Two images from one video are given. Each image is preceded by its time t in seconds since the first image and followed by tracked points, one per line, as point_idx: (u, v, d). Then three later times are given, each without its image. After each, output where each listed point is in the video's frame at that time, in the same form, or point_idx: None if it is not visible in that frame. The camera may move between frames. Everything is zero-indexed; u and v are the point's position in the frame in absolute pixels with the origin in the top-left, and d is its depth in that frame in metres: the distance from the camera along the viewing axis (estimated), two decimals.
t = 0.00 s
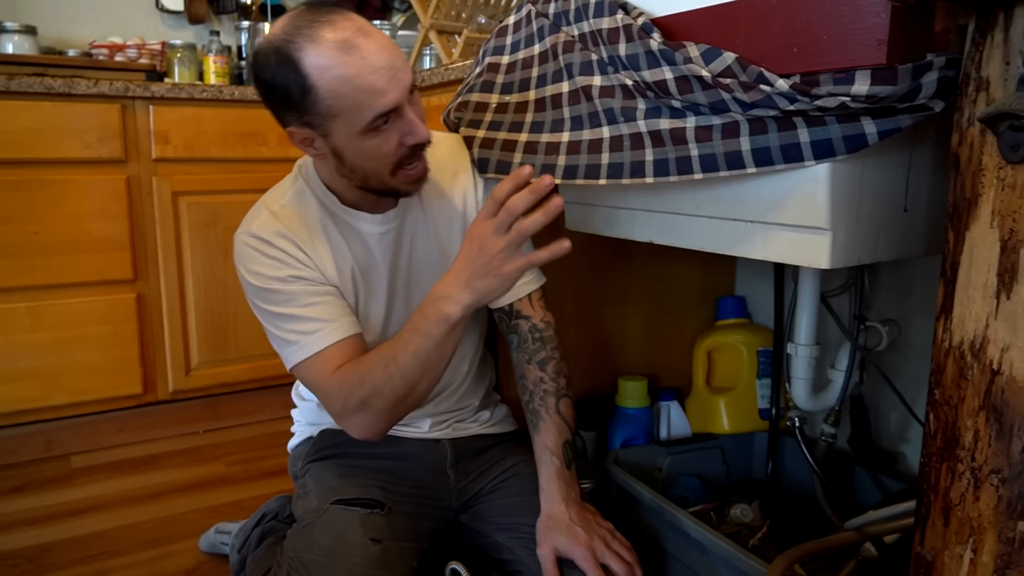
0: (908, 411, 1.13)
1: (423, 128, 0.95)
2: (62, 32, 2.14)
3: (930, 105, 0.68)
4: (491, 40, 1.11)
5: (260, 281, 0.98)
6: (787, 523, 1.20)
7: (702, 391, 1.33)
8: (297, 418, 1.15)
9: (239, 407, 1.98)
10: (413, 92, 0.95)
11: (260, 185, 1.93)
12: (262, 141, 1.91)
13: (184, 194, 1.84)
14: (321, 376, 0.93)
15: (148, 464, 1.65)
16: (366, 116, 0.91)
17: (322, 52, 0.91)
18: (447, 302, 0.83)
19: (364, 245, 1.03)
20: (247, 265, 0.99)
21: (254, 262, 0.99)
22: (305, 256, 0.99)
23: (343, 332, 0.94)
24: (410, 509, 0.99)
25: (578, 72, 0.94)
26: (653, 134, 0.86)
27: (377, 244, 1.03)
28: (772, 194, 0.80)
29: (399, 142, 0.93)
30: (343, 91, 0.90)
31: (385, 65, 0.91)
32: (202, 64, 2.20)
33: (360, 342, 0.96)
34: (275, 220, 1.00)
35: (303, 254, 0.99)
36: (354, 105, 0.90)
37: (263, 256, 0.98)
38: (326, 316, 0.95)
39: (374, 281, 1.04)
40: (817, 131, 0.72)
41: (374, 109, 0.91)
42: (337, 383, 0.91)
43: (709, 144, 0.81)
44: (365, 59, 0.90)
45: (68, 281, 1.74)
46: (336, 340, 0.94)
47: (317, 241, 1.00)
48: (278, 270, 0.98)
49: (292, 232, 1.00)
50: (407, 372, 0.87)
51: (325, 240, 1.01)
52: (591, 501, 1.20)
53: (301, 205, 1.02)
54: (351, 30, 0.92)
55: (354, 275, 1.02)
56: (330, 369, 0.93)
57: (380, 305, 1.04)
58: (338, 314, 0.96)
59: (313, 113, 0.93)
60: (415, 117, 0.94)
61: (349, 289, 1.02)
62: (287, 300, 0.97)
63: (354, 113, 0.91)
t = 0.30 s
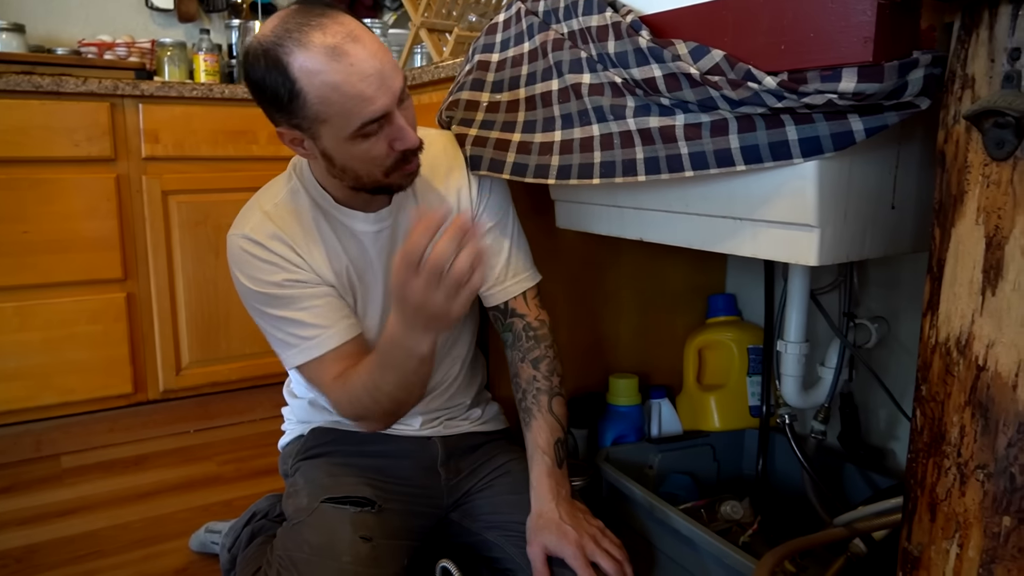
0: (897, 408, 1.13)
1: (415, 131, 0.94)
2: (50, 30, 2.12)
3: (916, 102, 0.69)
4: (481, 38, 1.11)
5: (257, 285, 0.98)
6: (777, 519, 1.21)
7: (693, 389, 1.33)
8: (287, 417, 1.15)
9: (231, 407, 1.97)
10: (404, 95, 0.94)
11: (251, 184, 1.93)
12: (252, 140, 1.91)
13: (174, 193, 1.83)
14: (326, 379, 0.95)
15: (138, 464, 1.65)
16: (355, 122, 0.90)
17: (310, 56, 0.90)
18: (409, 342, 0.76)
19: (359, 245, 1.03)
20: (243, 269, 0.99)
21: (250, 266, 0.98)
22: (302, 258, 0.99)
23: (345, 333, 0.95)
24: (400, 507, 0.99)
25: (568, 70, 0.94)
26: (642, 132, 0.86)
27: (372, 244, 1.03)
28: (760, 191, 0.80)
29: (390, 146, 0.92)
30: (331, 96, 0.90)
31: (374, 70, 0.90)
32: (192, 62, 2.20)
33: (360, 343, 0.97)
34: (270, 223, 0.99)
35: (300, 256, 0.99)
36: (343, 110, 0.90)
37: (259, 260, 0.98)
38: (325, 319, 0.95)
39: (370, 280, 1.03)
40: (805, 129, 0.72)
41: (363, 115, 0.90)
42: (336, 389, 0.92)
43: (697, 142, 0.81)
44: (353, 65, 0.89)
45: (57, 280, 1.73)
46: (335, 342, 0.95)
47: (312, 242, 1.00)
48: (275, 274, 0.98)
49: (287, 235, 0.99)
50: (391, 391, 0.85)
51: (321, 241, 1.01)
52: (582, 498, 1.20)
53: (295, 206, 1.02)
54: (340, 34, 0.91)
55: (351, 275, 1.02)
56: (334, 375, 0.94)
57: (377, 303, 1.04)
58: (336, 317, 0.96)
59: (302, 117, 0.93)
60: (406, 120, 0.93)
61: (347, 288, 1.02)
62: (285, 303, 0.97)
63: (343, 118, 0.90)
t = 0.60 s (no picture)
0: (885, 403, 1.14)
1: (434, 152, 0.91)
2: (37, 27, 2.11)
3: (901, 97, 0.69)
4: (470, 34, 1.11)
5: (259, 277, 0.94)
6: (767, 515, 1.21)
7: (683, 385, 1.33)
8: (278, 414, 1.14)
9: (221, 405, 1.97)
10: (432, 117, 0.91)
11: (240, 181, 1.92)
12: (242, 137, 1.90)
13: (163, 191, 1.82)
14: (331, 376, 0.92)
15: (128, 463, 1.64)
16: (382, 139, 0.87)
17: (348, 70, 0.86)
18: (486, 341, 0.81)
19: (360, 241, 1.00)
20: (242, 261, 0.95)
21: (250, 258, 0.94)
22: (303, 253, 0.96)
23: (348, 328, 0.93)
24: (391, 504, 0.99)
25: (556, 66, 0.94)
26: (631, 129, 0.86)
27: (372, 241, 1.00)
28: (747, 188, 0.80)
29: (406, 164, 0.90)
30: (363, 113, 0.86)
31: (410, 90, 0.86)
32: (181, 59, 2.19)
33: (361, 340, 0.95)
34: (270, 215, 0.96)
35: (303, 250, 0.96)
36: (371, 127, 0.86)
37: (259, 253, 0.94)
38: (328, 313, 0.93)
39: (370, 277, 1.01)
40: (791, 124, 0.73)
41: (391, 134, 0.87)
42: (353, 382, 0.90)
43: (685, 138, 0.81)
44: (390, 85, 0.85)
45: (45, 279, 1.72)
46: (337, 339, 0.92)
47: (315, 237, 0.97)
48: (277, 266, 0.94)
49: (289, 228, 0.96)
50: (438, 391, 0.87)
51: (323, 236, 0.98)
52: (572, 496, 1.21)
53: (296, 199, 0.98)
54: (382, 52, 0.86)
55: (351, 271, 0.99)
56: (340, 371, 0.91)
57: (376, 300, 1.02)
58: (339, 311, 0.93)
59: (326, 125, 0.88)
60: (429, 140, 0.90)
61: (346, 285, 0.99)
62: (285, 297, 0.94)
63: (370, 134, 0.87)
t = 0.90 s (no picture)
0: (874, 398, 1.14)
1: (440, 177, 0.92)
2: (24, 25, 2.09)
3: (886, 93, 0.69)
4: (458, 31, 1.11)
5: (243, 269, 0.93)
6: (757, 510, 1.22)
7: (673, 381, 1.34)
8: (267, 412, 1.14)
9: (211, 404, 1.96)
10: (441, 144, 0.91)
11: (230, 180, 1.91)
12: (231, 135, 1.90)
13: (152, 189, 1.82)
14: (306, 374, 0.91)
15: (118, 462, 1.64)
16: (396, 170, 0.87)
17: (373, 103, 0.84)
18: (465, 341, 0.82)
19: (349, 241, 0.99)
20: (228, 252, 0.94)
21: (236, 249, 0.94)
22: (291, 250, 0.95)
23: (325, 328, 0.92)
24: (381, 502, 0.98)
25: (544, 63, 0.94)
26: (619, 125, 0.86)
27: (361, 241, 0.99)
28: (734, 183, 0.80)
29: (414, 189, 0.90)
30: (384, 146, 0.85)
31: (430, 125, 0.86)
32: (170, 58, 2.18)
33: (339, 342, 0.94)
34: (260, 208, 0.95)
35: (290, 246, 0.95)
36: (388, 159, 0.86)
37: (245, 245, 0.94)
38: (308, 311, 0.92)
39: (357, 277, 1.00)
40: (778, 120, 0.73)
41: (406, 166, 0.86)
42: (328, 380, 0.89)
43: (673, 134, 0.81)
44: (413, 120, 0.84)
45: (33, 278, 1.71)
46: (315, 338, 0.92)
47: (304, 234, 0.96)
48: (262, 260, 0.93)
49: (278, 223, 0.95)
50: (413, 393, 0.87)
51: (312, 234, 0.97)
52: (563, 492, 1.21)
53: (288, 194, 0.97)
54: (406, 86, 0.85)
55: (338, 271, 0.99)
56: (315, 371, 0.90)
57: (363, 300, 1.01)
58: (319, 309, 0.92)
59: (343, 151, 0.87)
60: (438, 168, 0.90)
61: (332, 284, 0.98)
62: (267, 292, 0.93)
63: (386, 165, 0.86)
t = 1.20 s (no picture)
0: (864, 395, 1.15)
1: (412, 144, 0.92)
2: (13, 23, 2.08)
3: (873, 90, 0.70)
4: (449, 29, 1.11)
5: (203, 236, 0.92)
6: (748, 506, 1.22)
7: (664, 378, 1.34)
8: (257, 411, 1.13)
9: (203, 403, 1.95)
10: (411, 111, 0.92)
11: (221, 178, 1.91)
12: (222, 133, 1.89)
13: (142, 187, 1.81)
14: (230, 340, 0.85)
15: (109, 462, 1.63)
16: (363, 129, 0.87)
17: (336, 60, 0.85)
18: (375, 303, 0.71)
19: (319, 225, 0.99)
20: (195, 221, 0.94)
21: (201, 219, 0.94)
22: (257, 224, 0.94)
23: (264, 298, 0.87)
24: (371, 499, 0.99)
25: (534, 60, 0.94)
26: (608, 123, 0.87)
27: (332, 227, 0.99)
28: (723, 181, 0.80)
29: (385, 154, 0.90)
30: (349, 102, 0.86)
31: (395, 83, 0.86)
32: (161, 55, 2.18)
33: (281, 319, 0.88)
34: (232, 184, 0.96)
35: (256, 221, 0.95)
36: (354, 116, 0.86)
37: (211, 216, 0.93)
38: (251, 281, 0.88)
39: (326, 264, 1.00)
40: (766, 117, 0.73)
41: (372, 124, 0.87)
42: (247, 351, 0.81)
43: (662, 132, 0.82)
44: (376, 75, 0.85)
45: (23, 277, 1.70)
46: (256, 309, 0.86)
47: (274, 213, 0.96)
48: (222, 229, 0.92)
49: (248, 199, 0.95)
50: (322, 364, 0.75)
51: (281, 214, 0.96)
52: (554, 489, 1.20)
53: (263, 176, 0.99)
54: (369, 43, 0.87)
55: (305, 256, 0.97)
56: (237, 339, 0.84)
57: (331, 289, 1.00)
58: (262, 279, 0.89)
59: (311, 111, 0.88)
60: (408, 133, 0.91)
61: (298, 268, 0.97)
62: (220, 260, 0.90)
63: (352, 124, 0.87)
